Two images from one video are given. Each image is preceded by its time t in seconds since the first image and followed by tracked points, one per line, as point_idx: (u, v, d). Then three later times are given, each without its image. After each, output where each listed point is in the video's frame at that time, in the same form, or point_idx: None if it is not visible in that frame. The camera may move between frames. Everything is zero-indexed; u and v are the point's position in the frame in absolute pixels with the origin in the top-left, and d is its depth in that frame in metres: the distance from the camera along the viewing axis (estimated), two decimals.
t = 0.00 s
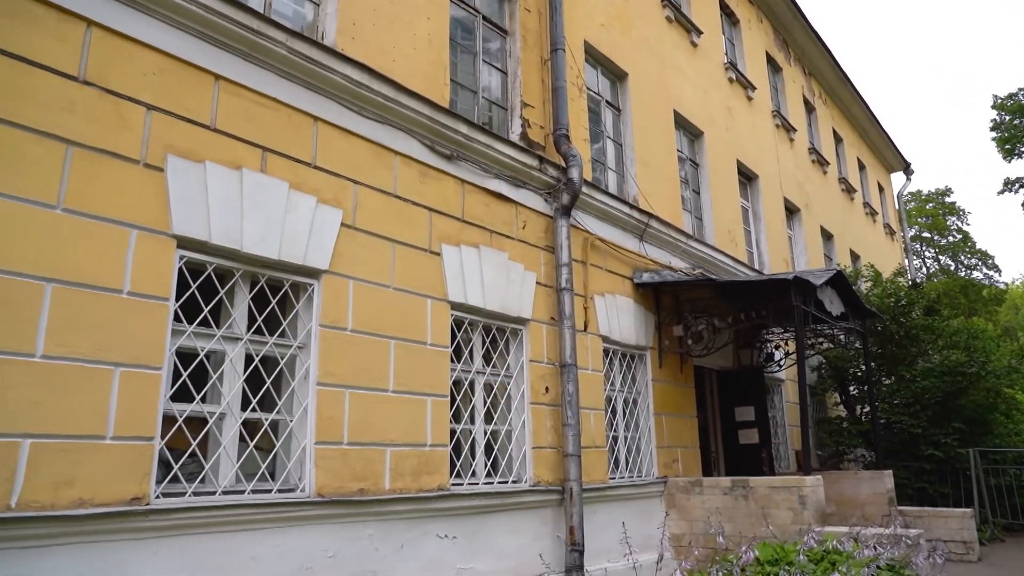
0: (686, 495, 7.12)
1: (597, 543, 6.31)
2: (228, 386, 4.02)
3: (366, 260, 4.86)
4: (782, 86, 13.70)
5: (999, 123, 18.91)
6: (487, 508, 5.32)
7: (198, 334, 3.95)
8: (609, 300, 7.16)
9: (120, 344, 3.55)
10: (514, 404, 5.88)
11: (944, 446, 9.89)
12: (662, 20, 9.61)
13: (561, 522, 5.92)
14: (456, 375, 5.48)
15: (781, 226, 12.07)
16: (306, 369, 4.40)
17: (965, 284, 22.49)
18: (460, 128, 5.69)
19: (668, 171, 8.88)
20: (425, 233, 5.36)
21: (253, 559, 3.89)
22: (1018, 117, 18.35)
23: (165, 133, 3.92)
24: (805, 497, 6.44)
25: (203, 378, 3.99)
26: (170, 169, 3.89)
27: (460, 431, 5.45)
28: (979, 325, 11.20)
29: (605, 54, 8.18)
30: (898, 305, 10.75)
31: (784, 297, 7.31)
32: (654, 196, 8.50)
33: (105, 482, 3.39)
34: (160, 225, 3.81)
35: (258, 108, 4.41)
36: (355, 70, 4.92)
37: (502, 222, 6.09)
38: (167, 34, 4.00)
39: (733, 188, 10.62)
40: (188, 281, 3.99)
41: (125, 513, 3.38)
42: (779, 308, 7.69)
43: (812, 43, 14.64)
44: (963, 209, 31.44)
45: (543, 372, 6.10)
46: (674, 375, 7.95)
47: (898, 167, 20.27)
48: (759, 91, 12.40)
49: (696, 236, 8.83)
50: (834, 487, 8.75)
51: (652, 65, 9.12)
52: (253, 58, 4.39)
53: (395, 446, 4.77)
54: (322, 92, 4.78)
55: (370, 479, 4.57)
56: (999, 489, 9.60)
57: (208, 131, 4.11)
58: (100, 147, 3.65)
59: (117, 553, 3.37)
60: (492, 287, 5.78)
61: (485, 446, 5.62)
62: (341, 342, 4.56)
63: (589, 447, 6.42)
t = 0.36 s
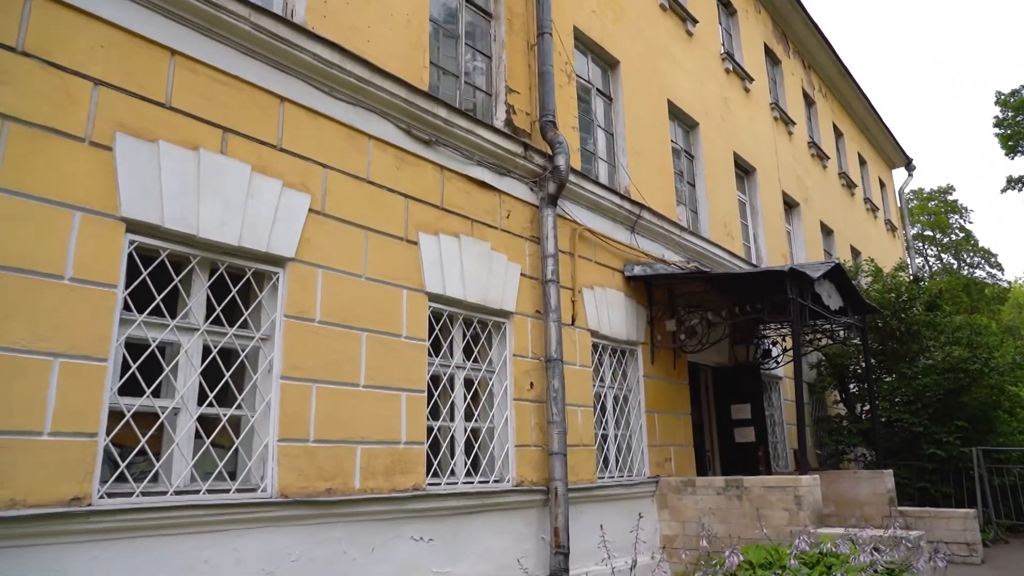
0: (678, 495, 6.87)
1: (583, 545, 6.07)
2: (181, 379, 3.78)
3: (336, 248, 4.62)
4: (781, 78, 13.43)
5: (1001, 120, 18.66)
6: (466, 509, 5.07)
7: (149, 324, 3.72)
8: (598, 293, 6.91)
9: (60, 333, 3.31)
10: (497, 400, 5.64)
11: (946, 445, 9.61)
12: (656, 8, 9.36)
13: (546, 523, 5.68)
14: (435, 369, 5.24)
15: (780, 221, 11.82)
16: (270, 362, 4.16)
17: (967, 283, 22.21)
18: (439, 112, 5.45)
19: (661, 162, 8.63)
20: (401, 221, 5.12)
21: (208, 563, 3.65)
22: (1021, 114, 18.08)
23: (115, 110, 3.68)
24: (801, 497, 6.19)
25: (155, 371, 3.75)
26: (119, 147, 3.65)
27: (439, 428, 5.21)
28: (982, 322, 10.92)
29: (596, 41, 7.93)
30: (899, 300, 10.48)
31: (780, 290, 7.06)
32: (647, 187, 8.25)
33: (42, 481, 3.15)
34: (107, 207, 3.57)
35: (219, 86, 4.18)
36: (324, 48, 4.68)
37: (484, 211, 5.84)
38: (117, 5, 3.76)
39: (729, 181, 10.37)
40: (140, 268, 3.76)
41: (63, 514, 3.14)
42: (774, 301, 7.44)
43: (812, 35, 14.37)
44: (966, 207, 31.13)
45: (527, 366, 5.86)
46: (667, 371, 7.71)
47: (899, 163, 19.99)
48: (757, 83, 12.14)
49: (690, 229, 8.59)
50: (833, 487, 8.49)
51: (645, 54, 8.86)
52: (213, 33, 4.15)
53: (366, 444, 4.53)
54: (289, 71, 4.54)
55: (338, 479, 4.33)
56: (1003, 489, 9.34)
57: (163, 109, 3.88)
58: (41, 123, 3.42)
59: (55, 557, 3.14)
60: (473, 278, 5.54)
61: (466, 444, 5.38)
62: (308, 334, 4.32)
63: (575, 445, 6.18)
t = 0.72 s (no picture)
0: (669, 498, 6.62)
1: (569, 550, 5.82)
2: (127, 377, 3.54)
3: (302, 238, 4.38)
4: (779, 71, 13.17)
5: (1005, 115, 18.35)
6: (443, 513, 4.83)
7: (91, 317, 3.47)
8: (586, 289, 6.66)
9: None
10: (477, 398, 5.40)
11: (948, 446, 9.32)
12: None
13: (528, 528, 5.43)
14: (410, 367, 5.00)
15: (777, 216, 11.55)
16: (227, 358, 3.92)
17: (970, 281, 21.92)
18: (415, 97, 5.20)
19: (653, 154, 8.37)
20: (374, 211, 4.88)
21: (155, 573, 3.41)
22: None
23: (56, 89, 3.44)
24: (796, 500, 5.92)
25: (98, 368, 3.51)
26: (59, 128, 3.41)
27: (414, 428, 4.96)
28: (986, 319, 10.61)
29: (585, 28, 7.68)
30: (900, 297, 10.19)
31: (775, 285, 6.79)
32: (638, 179, 7.99)
33: None
34: (45, 191, 3.33)
35: (173, 65, 3.93)
36: (290, 28, 4.44)
37: (463, 202, 5.60)
38: None
39: (725, 175, 10.11)
40: (83, 258, 3.52)
41: None
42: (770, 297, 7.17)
43: (811, 28, 14.10)
44: (969, 204, 30.78)
45: (510, 364, 5.61)
46: (659, 370, 7.45)
47: (901, 159, 19.68)
48: (755, 75, 11.88)
49: (684, 223, 8.33)
50: (831, 489, 8.21)
51: (637, 43, 8.61)
52: (166, 9, 3.91)
53: (333, 445, 4.29)
54: (251, 51, 4.30)
55: (302, 482, 4.09)
56: (1009, 492, 9.01)
57: (109, 88, 3.64)
58: None
59: None
60: (451, 271, 5.29)
61: (443, 445, 5.14)
62: (269, 329, 4.09)
63: (560, 446, 5.93)
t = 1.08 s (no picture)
0: (655, 500, 6.39)
1: (548, 555, 5.60)
2: (61, 372, 3.33)
3: (259, 228, 4.16)
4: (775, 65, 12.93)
5: (1006, 112, 18.09)
6: (411, 517, 4.61)
7: (21, 309, 3.26)
8: (569, 283, 6.44)
9: None
10: (450, 396, 5.18)
11: (946, 446, 9.08)
12: None
13: (503, 532, 5.21)
14: (378, 364, 4.77)
15: (772, 211, 11.31)
16: (173, 353, 3.71)
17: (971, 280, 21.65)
18: (383, 81, 4.97)
19: (642, 147, 8.14)
20: (339, 201, 4.65)
21: None
22: None
23: None
24: (785, 503, 5.67)
25: (30, 362, 3.29)
26: None
27: (382, 428, 4.73)
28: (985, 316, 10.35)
29: (569, 16, 7.45)
30: (897, 293, 9.92)
31: (764, 280, 6.53)
32: (625, 172, 7.76)
33: None
34: None
35: (117, 43, 3.71)
36: (245, 6, 4.21)
37: (437, 192, 5.37)
38: None
39: (718, 169, 9.87)
40: (14, 246, 3.31)
41: None
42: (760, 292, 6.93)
43: (807, 21, 13.86)
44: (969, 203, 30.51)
45: (485, 361, 5.39)
46: (647, 368, 7.22)
47: (900, 157, 19.42)
48: (748, 68, 11.64)
49: (673, 217, 8.09)
50: (824, 490, 8.06)
51: (625, 32, 8.38)
52: None
53: (290, 446, 4.07)
54: (204, 30, 4.07)
55: (255, 485, 3.86)
56: (1007, 493, 8.80)
57: (43, 65, 3.42)
58: None
59: None
60: (422, 264, 5.07)
61: (414, 446, 4.91)
62: (221, 323, 3.87)
63: (538, 447, 5.71)
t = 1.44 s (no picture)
0: (640, 503, 6.15)
1: (526, 560, 5.36)
2: None
3: (211, 216, 3.94)
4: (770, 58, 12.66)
5: (1008, 109, 17.79)
6: (376, 522, 4.38)
7: None
8: (550, 278, 6.20)
9: None
10: (421, 395, 4.95)
11: (945, 446, 8.82)
12: None
13: (477, 537, 4.98)
14: (342, 360, 4.54)
15: (767, 207, 11.06)
16: (113, 348, 3.49)
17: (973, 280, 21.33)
18: (349, 65, 4.75)
19: (630, 139, 7.90)
20: (300, 189, 4.43)
21: None
22: None
23: None
24: (773, 506, 5.42)
25: None
26: None
27: (346, 428, 4.50)
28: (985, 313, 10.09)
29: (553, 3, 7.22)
30: (895, 290, 9.66)
31: (753, 274, 6.29)
32: (612, 164, 7.52)
33: None
34: None
35: (53, 17, 3.49)
36: None
37: (408, 182, 5.14)
38: None
39: (711, 163, 9.62)
40: None
41: None
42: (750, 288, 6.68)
43: (804, 14, 13.58)
44: (972, 202, 30.19)
45: (458, 358, 5.15)
46: (633, 366, 6.99)
47: (900, 153, 19.13)
48: (743, 60, 11.39)
49: (662, 211, 7.85)
50: (817, 492, 7.81)
51: (614, 21, 8.13)
52: None
53: (243, 447, 3.84)
54: (151, 6, 3.85)
55: (202, 488, 3.63)
56: (1007, 494, 8.56)
57: None
58: None
59: None
60: (392, 256, 4.84)
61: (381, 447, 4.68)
62: (166, 316, 3.64)
63: (515, 447, 5.48)
